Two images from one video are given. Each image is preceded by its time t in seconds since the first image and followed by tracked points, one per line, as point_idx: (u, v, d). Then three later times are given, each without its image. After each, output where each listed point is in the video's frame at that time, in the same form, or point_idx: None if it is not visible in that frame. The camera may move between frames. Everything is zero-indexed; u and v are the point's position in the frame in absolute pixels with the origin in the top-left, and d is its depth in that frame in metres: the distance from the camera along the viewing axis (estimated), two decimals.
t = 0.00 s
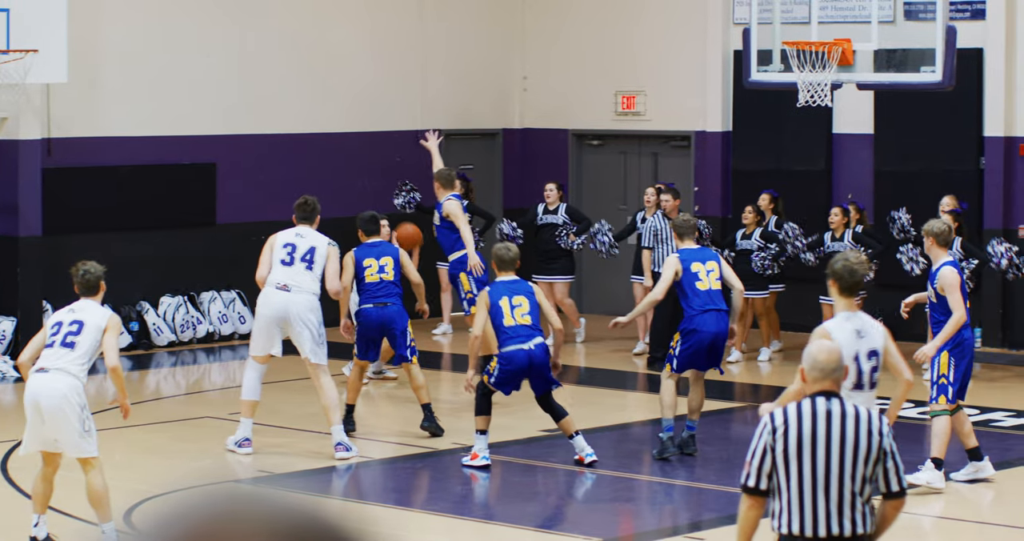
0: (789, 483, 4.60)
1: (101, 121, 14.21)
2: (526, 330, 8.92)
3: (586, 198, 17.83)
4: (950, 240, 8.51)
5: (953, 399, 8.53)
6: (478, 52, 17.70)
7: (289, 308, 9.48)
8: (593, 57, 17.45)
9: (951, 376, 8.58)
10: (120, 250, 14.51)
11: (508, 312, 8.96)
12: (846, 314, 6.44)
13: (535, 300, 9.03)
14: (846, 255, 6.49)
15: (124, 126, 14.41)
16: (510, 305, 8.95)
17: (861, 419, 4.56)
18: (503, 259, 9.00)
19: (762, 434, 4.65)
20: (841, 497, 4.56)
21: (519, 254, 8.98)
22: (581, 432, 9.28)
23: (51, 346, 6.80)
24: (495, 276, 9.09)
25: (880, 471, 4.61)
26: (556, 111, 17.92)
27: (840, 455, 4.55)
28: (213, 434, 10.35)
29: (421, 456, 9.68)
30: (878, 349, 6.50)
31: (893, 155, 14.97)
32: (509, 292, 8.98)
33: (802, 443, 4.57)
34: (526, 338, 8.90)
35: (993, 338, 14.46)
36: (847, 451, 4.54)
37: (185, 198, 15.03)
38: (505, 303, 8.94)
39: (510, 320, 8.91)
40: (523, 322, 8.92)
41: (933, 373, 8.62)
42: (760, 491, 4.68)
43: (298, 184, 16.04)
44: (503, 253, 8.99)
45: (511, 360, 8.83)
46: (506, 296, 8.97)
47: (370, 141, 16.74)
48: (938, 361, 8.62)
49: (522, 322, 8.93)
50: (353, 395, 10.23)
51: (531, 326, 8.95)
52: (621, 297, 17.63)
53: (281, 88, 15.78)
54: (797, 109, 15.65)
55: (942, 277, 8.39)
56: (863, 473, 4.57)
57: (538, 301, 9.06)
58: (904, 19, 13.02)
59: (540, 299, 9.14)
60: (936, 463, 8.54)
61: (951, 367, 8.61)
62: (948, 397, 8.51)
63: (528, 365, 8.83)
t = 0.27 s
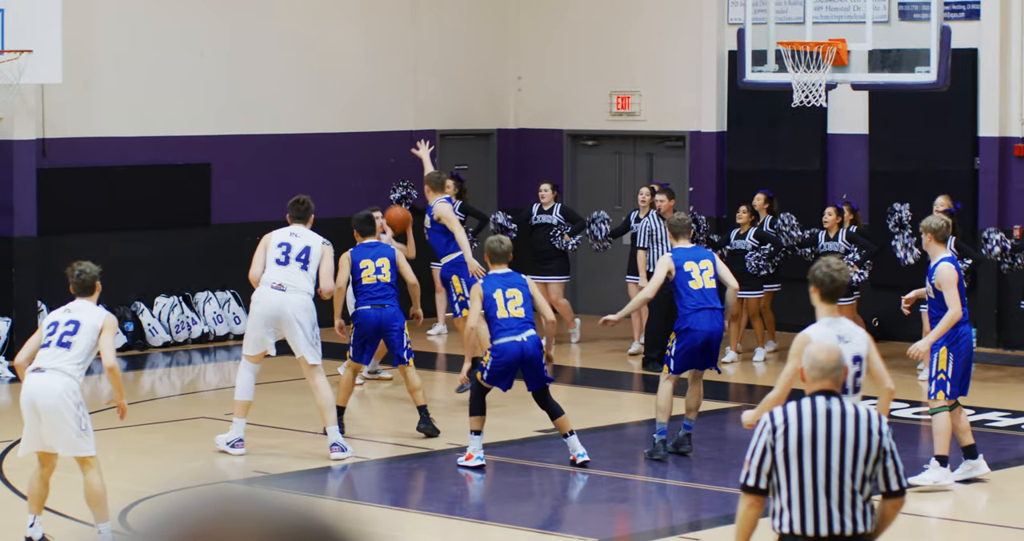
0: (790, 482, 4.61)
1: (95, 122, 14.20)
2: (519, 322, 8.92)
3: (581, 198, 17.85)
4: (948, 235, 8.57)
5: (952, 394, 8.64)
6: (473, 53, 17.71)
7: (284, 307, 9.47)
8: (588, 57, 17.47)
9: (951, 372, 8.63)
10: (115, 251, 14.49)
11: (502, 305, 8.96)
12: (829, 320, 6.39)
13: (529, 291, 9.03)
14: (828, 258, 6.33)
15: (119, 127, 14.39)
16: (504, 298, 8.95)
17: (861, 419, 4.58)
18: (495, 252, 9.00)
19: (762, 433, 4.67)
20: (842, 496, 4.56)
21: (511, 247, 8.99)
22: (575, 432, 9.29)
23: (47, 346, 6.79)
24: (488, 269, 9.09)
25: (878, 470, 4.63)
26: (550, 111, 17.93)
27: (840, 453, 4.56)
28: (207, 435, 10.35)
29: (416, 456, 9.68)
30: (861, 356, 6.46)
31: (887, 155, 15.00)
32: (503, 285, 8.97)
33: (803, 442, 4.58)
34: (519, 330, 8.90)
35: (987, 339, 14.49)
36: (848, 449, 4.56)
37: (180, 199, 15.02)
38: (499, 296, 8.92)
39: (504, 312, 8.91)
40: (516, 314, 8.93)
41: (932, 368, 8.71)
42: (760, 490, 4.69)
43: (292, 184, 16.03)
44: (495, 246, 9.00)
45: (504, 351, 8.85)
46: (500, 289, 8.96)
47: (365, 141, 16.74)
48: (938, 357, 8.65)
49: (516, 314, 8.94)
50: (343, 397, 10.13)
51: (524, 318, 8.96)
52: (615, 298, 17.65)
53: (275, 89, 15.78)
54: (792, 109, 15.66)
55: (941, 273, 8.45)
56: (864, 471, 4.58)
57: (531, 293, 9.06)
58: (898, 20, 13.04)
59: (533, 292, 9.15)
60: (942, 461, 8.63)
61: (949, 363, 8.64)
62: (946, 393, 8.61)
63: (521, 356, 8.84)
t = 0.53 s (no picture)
0: (792, 481, 4.61)
1: (92, 123, 14.19)
2: (514, 317, 8.92)
3: (578, 199, 17.85)
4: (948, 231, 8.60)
5: (953, 391, 8.68)
6: (470, 54, 17.70)
7: (281, 308, 9.47)
8: (585, 58, 17.47)
9: (951, 367, 8.72)
10: (113, 251, 14.49)
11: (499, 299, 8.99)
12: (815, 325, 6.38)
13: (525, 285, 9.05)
14: (812, 264, 6.23)
15: (116, 127, 14.39)
16: (501, 292, 8.97)
17: (863, 419, 4.57)
18: (491, 246, 9.04)
19: (764, 432, 4.68)
20: (844, 496, 4.57)
21: (506, 240, 9.05)
22: (572, 432, 9.30)
23: (46, 347, 6.79)
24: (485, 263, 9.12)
25: (881, 470, 4.63)
26: (548, 111, 17.93)
27: (842, 453, 4.56)
28: (205, 435, 10.35)
29: (414, 457, 9.68)
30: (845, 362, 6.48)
31: (885, 155, 15.01)
32: (500, 279, 9.00)
33: (806, 441, 4.59)
34: (515, 324, 8.91)
35: (985, 339, 14.49)
36: (851, 449, 4.56)
37: (178, 199, 15.02)
38: (496, 290, 8.96)
39: (501, 306, 8.93)
40: (513, 308, 8.94)
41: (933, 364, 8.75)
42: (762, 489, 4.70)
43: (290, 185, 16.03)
44: (490, 240, 9.04)
45: (499, 344, 8.84)
46: (497, 282, 8.99)
47: (362, 142, 16.74)
48: (938, 352, 8.74)
49: (513, 308, 8.96)
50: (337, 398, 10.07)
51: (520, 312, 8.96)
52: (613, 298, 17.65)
53: (272, 90, 15.77)
54: (789, 108, 15.66)
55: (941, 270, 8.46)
56: (866, 471, 4.59)
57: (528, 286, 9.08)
58: (896, 20, 13.06)
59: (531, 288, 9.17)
60: (949, 458, 8.72)
61: (950, 359, 8.73)
62: (948, 389, 8.67)
63: (516, 350, 8.86)
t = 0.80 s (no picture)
0: (796, 481, 4.61)
1: (91, 123, 14.18)
2: (513, 312, 8.93)
3: (577, 199, 17.86)
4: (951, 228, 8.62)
5: (955, 387, 8.75)
6: (469, 54, 17.70)
7: (278, 309, 9.47)
8: (584, 58, 17.48)
9: (952, 364, 8.80)
10: (112, 251, 14.48)
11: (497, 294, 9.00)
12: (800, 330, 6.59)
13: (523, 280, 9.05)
14: (796, 272, 6.58)
15: (115, 127, 14.38)
16: (499, 287, 8.98)
17: (865, 418, 4.58)
18: (487, 241, 9.00)
19: (767, 432, 4.68)
20: (847, 494, 4.57)
21: (503, 236, 8.98)
22: (569, 431, 9.30)
23: (46, 346, 6.79)
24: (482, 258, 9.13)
25: (882, 469, 4.64)
26: (546, 111, 17.94)
27: (845, 452, 4.56)
28: (204, 436, 10.35)
29: (413, 457, 9.69)
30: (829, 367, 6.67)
31: (884, 155, 15.01)
32: (498, 274, 9.02)
33: (809, 441, 4.58)
34: (513, 319, 8.91)
35: (984, 339, 14.50)
36: (854, 448, 4.56)
37: (177, 199, 15.02)
38: (495, 286, 8.97)
39: (499, 301, 8.94)
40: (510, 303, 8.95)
41: (935, 361, 8.83)
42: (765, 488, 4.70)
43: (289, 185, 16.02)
44: (487, 236, 8.99)
45: (496, 339, 8.84)
46: (495, 278, 9.01)
47: (361, 142, 16.74)
48: (940, 349, 8.83)
49: (511, 303, 8.97)
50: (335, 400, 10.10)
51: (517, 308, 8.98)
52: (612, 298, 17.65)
53: (271, 90, 15.78)
54: (788, 109, 15.65)
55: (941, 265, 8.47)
56: (868, 470, 4.59)
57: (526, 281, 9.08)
58: (894, 20, 13.07)
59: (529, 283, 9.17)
60: (958, 453, 8.74)
61: (952, 355, 8.81)
62: (950, 385, 8.73)
63: (513, 346, 8.86)
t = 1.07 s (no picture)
0: (799, 480, 4.61)
1: (91, 123, 14.18)
2: (511, 309, 8.94)
3: (576, 199, 17.86)
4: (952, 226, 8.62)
5: (959, 383, 8.85)
6: (468, 54, 17.70)
7: (275, 309, 9.47)
8: (583, 58, 17.48)
9: (955, 361, 8.89)
10: (112, 251, 14.48)
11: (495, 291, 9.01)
12: (789, 332, 6.62)
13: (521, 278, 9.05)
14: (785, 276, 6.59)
15: (114, 127, 14.38)
16: (497, 284, 8.99)
17: (867, 417, 4.60)
18: (485, 238, 9.00)
19: (770, 431, 4.67)
20: (851, 493, 4.57)
21: (501, 233, 9.00)
22: (567, 431, 9.30)
23: (46, 346, 6.79)
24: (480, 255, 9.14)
25: (885, 468, 4.65)
26: (545, 111, 17.94)
27: (849, 451, 4.56)
28: (204, 436, 10.34)
29: (412, 457, 9.69)
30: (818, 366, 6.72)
31: (883, 155, 15.01)
32: (497, 271, 9.03)
33: (813, 439, 4.58)
34: (512, 316, 8.91)
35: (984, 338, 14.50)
36: (858, 446, 4.56)
37: (176, 199, 15.02)
38: (494, 283, 8.98)
39: (497, 299, 8.95)
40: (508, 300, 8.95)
41: (939, 358, 8.91)
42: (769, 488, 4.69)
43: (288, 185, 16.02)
44: (485, 233, 9.00)
45: (493, 336, 8.83)
46: (494, 275, 9.02)
47: (360, 142, 16.74)
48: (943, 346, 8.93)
49: (508, 300, 8.98)
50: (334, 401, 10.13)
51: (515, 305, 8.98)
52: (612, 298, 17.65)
53: (270, 90, 15.77)
54: (788, 108, 15.65)
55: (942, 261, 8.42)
56: (872, 469, 4.60)
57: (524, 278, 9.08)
58: (893, 20, 13.07)
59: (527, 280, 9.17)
60: (966, 448, 8.77)
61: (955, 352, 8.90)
62: (954, 381, 8.83)
63: (511, 342, 8.84)
